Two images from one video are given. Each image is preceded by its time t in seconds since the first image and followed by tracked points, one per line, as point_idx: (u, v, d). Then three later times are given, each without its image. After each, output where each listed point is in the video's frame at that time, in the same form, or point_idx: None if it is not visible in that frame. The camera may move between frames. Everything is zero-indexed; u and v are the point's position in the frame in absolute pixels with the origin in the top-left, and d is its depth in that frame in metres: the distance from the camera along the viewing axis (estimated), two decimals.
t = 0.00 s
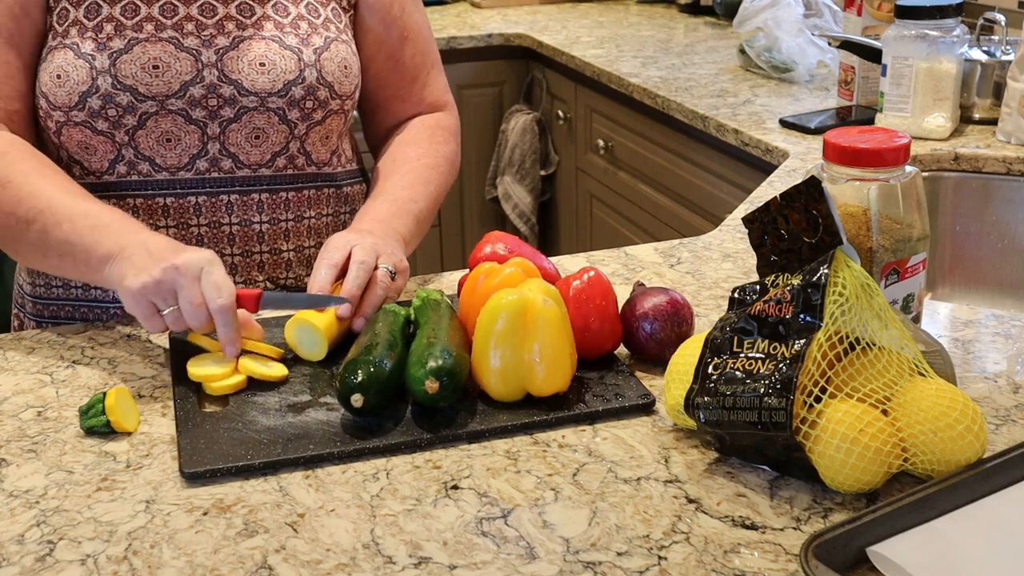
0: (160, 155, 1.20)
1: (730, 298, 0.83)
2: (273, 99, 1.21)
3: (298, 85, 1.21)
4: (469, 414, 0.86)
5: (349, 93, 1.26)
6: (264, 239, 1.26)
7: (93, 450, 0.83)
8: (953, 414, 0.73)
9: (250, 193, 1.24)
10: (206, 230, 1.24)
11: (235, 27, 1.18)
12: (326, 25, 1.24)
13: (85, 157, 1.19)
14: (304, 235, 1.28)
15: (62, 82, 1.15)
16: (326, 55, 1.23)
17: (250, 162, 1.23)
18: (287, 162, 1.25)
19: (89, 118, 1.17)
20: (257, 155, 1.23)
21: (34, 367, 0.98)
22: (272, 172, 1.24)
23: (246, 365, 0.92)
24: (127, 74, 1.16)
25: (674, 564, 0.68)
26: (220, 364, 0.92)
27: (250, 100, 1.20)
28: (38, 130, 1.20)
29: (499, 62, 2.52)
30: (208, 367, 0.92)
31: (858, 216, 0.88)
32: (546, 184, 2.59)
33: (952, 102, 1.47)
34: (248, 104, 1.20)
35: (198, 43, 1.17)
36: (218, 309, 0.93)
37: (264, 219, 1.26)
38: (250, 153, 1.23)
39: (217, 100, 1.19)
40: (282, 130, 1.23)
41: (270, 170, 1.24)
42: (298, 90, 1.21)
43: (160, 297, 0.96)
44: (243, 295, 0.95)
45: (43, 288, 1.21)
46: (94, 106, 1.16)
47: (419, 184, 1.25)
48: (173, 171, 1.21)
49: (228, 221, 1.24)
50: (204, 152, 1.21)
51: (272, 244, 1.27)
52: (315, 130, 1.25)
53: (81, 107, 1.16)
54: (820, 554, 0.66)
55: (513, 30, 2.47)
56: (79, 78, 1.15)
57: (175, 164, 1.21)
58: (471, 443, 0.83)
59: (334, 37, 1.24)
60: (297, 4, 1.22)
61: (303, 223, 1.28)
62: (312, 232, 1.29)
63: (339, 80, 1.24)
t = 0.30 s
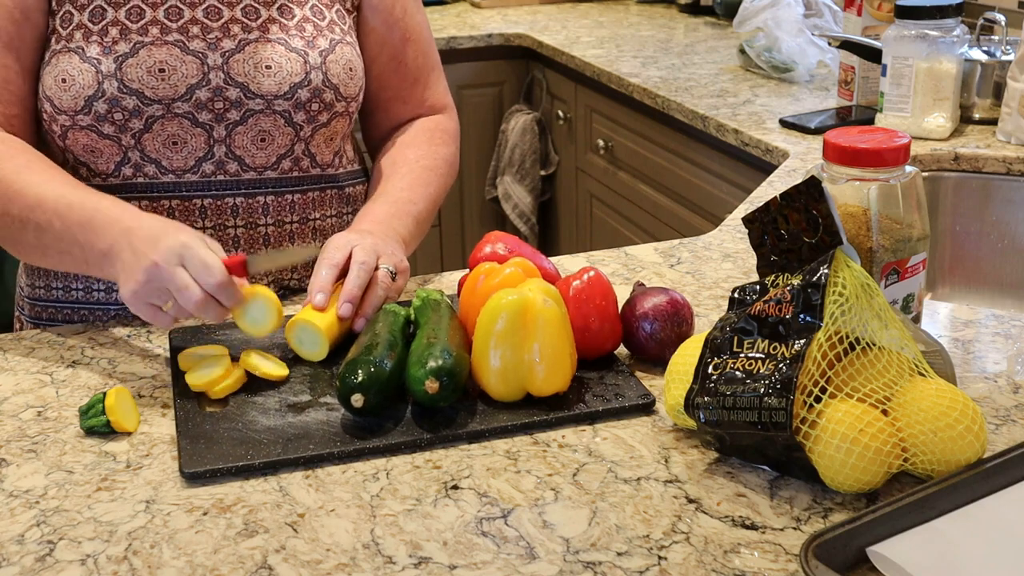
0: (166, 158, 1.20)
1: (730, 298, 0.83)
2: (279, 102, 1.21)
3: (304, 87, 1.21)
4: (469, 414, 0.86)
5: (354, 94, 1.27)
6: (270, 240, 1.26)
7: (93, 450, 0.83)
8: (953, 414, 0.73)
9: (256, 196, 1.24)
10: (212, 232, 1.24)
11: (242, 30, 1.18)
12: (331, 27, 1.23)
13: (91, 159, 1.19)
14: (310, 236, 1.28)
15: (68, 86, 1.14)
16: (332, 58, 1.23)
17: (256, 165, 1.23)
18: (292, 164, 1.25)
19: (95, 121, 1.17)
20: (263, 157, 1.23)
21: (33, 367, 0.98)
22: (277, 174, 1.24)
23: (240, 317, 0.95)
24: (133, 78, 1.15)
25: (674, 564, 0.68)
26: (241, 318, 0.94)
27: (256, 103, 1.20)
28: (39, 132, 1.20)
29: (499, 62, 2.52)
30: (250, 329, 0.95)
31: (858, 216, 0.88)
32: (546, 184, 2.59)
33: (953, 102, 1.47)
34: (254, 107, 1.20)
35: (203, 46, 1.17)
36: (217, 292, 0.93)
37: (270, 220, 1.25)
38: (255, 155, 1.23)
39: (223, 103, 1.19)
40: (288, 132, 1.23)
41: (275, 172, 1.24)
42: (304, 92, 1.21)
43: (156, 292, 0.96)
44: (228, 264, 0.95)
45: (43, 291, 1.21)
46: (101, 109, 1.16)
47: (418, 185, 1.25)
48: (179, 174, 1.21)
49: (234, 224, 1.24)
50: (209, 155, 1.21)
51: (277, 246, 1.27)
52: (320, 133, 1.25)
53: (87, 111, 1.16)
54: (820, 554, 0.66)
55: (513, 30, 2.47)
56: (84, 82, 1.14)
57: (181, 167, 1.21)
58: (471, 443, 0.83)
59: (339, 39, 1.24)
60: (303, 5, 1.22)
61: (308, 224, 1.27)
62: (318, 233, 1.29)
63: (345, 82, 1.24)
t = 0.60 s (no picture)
0: (167, 158, 1.19)
1: (730, 298, 0.83)
2: (280, 103, 1.21)
3: (305, 88, 1.21)
4: (469, 414, 0.86)
5: (354, 94, 1.27)
6: (271, 242, 1.23)
7: (93, 450, 0.83)
8: (953, 414, 0.73)
9: (258, 196, 1.22)
10: (212, 234, 1.21)
11: (243, 30, 1.18)
12: (331, 28, 1.24)
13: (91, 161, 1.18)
14: (310, 237, 1.26)
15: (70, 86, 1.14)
16: (331, 59, 1.23)
17: (257, 166, 1.22)
18: (293, 165, 1.24)
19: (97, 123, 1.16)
20: (264, 159, 1.22)
21: (33, 367, 0.98)
22: (279, 176, 1.23)
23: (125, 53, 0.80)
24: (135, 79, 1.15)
25: (674, 564, 0.68)
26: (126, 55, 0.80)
27: (257, 104, 1.20)
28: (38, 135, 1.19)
29: (499, 62, 2.52)
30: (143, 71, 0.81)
31: (858, 216, 0.88)
32: (546, 184, 2.59)
33: (952, 102, 1.47)
34: (255, 108, 1.20)
35: (205, 48, 1.17)
36: (86, 97, 0.81)
37: (271, 222, 1.23)
38: (257, 157, 1.22)
39: (224, 104, 1.19)
40: (288, 132, 1.23)
41: (276, 174, 1.23)
42: (305, 92, 1.22)
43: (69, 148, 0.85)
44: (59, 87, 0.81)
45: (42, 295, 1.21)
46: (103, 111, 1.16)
47: (415, 186, 1.27)
48: (180, 175, 1.19)
49: (234, 225, 1.22)
50: (211, 156, 1.20)
51: (279, 248, 1.24)
52: (320, 133, 1.26)
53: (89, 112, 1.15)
54: (820, 554, 0.66)
55: (513, 30, 2.47)
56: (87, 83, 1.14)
57: (182, 168, 1.19)
58: (471, 443, 0.83)
59: (338, 40, 1.24)
60: (302, 6, 1.22)
61: (309, 225, 1.26)
62: (318, 234, 1.27)
63: (345, 83, 1.25)
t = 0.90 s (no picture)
0: (166, 158, 1.20)
1: (730, 298, 0.83)
2: (278, 100, 1.21)
3: (303, 86, 1.21)
4: (469, 414, 0.86)
5: (352, 92, 1.27)
6: (270, 240, 1.26)
7: (93, 450, 0.83)
8: (953, 414, 0.73)
9: (257, 194, 1.24)
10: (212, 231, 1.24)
11: (240, 29, 1.18)
12: (327, 26, 1.23)
13: (90, 159, 1.19)
14: (310, 235, 1.28)
15: (68, 86, 1.14)
16: (329, 56, 1.22)
17: (256, 164, 1.23)
18: (292, 163, 1.25)
19: (96, 122, 1.16)
20: (263, 156, 1.23)
21: (33, 367, 0.98)
22: (278, 173, 1.24)
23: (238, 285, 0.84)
24: (134, 79, 1.15)
25: (674, 564, 0.68)
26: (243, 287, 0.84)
27: (256, 102, 1.20)
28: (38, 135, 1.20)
29: (498, 62, 2.52)
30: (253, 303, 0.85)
31: (858, 216, 0.88)
32: (546, 184, 2.59)
33: (953, 102, 1.47)
34: (254, 106, 1.20)
35: (203, 47, 1.17)
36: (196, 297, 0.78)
37: (270, 220, 1.25)
38: (255, 155, 1.23)
39: (224, 103, 1.19)
40: (287, 130, 1.23)
41: (276, 172, 1.24)
42: (303, 91, 1.21)
43: (142, 289, 0.77)
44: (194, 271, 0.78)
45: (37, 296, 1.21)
46: (102, 110, 1.16)
47: (413, 184, 1.25)
48: (179, 174, 1.21)
49: (234, 223, 1.24)
50: (210, 154, 1.21)
51: (279, 244, 1.26)
52: (318, 131, 1.25)
53: (87, 112, 1.16)
54: (820, 554, 0.66)
55: (513, 30, 2.47)
56: (85, 83, 1.14)
57: (181, 167, 1.21)
58: (471, 443, 0.83)
59: (335, 38, 1.24)
60: (299, 4, 1.21)
61: (308, 224, 1.27)
62: (317, 232, 1.28)
63: (342, 80, 1.24)
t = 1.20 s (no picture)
0: (172, 161, 1.19)
1: (730, 297, 0.83)
2: (284, 103, 1.21)
3: (309, 87, 1.22)
4: (469, 414, 0.86)
5: (353, 93, 1.28)
6: (274, 242, 1.27)
7: (93, 450, 0.83)
8: (953, 414, 0.73)
9: (261, 197, 1.24)
10: (217, 236, 1.24)
11: (243, 31, 1.17)
12: (328, 27, 1.23)
13: (95, 165, 1.18)
14: (313, 235, 1.29)
15: (72, 92, 1.13)
16: (332, 57, 1.23)
17: (261, 166, 1.23)
18: (295, 164, 1.25)
19: (102, 128, 1.15)
20: (268, 158, 1.23)
21: (34, 367, 0.98)
22: (281, 175, 1.25)
23: (241, 405, 0.86)
24: (141, 83, 1.15)
25: (674, 564, 0.68)
26: (251, 414, 0.85)
27: (261, 104, 1.20)
28: (39, 140, 1.18)
29: (497, 62, 2.52)
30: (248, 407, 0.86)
31: (858, 216, 0.88)
32: (546, 184, 2.59)
33: (952, 102, 1.47)
34: (260, 109, 1.20)
35: (208, 49, 1.16)
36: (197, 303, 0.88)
37: (274, 222, 1.26)
38: (261, 157, 1.23)
39: (229, 105, 1.19)
40: (292, 133, 1.23)
41: (279, 173, 1.24)
42: (308, 92, 1.22)
43: (156, 300, 0.91)
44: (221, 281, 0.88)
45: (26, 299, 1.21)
46: (107, 116, 1.15)
47: (403, 186, 1.27)
48: (186, 178, 1.20)
49: (239, 226, 1.24)
50: (216, 158, 1.21)
51: (283, 247, 1.27)
52: (322, 132, 1.26)
53: (93, 117, 1.15)
54: (820, 554, 0.66)
55: (513, 30, 2.47)
56: (90, 89, 1.13)
57: (188, 170, 1.20)
58: (471, 443, 0.83)
59: (336, 39, 1.24)
60: (301, 6, 1.21)
61: (311, 224, 1.28)
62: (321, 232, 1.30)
63: (344, 81, 1.25)
